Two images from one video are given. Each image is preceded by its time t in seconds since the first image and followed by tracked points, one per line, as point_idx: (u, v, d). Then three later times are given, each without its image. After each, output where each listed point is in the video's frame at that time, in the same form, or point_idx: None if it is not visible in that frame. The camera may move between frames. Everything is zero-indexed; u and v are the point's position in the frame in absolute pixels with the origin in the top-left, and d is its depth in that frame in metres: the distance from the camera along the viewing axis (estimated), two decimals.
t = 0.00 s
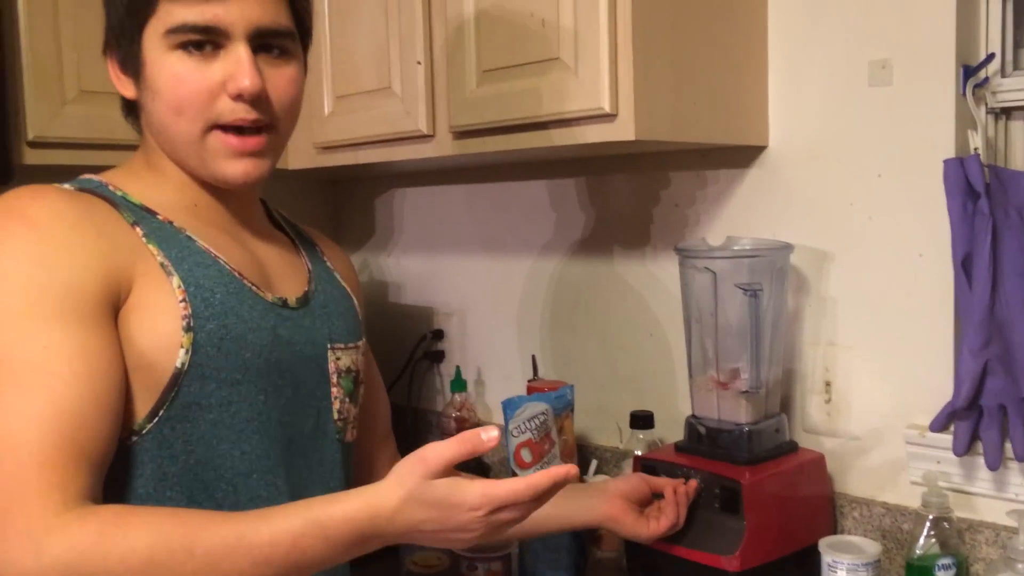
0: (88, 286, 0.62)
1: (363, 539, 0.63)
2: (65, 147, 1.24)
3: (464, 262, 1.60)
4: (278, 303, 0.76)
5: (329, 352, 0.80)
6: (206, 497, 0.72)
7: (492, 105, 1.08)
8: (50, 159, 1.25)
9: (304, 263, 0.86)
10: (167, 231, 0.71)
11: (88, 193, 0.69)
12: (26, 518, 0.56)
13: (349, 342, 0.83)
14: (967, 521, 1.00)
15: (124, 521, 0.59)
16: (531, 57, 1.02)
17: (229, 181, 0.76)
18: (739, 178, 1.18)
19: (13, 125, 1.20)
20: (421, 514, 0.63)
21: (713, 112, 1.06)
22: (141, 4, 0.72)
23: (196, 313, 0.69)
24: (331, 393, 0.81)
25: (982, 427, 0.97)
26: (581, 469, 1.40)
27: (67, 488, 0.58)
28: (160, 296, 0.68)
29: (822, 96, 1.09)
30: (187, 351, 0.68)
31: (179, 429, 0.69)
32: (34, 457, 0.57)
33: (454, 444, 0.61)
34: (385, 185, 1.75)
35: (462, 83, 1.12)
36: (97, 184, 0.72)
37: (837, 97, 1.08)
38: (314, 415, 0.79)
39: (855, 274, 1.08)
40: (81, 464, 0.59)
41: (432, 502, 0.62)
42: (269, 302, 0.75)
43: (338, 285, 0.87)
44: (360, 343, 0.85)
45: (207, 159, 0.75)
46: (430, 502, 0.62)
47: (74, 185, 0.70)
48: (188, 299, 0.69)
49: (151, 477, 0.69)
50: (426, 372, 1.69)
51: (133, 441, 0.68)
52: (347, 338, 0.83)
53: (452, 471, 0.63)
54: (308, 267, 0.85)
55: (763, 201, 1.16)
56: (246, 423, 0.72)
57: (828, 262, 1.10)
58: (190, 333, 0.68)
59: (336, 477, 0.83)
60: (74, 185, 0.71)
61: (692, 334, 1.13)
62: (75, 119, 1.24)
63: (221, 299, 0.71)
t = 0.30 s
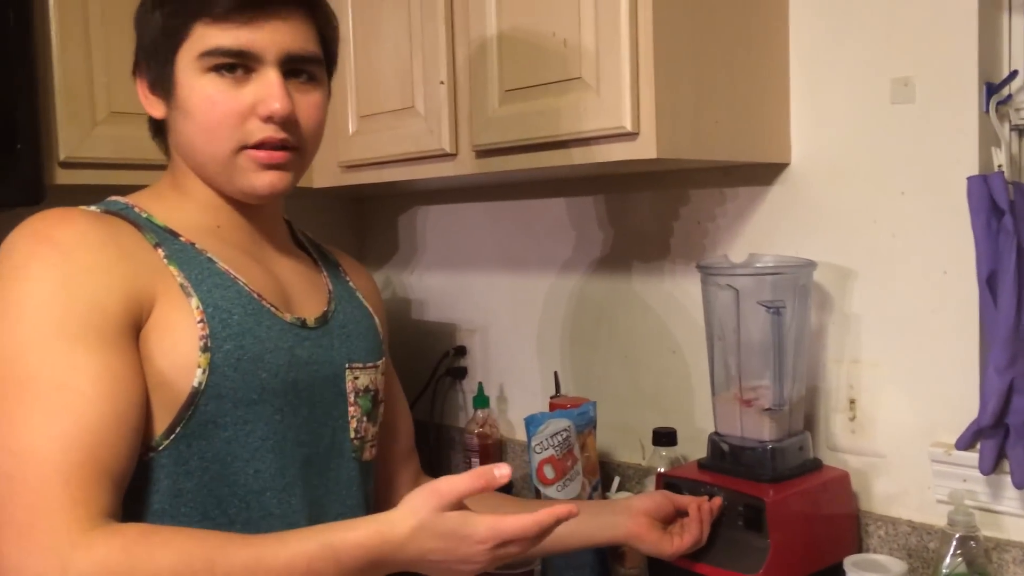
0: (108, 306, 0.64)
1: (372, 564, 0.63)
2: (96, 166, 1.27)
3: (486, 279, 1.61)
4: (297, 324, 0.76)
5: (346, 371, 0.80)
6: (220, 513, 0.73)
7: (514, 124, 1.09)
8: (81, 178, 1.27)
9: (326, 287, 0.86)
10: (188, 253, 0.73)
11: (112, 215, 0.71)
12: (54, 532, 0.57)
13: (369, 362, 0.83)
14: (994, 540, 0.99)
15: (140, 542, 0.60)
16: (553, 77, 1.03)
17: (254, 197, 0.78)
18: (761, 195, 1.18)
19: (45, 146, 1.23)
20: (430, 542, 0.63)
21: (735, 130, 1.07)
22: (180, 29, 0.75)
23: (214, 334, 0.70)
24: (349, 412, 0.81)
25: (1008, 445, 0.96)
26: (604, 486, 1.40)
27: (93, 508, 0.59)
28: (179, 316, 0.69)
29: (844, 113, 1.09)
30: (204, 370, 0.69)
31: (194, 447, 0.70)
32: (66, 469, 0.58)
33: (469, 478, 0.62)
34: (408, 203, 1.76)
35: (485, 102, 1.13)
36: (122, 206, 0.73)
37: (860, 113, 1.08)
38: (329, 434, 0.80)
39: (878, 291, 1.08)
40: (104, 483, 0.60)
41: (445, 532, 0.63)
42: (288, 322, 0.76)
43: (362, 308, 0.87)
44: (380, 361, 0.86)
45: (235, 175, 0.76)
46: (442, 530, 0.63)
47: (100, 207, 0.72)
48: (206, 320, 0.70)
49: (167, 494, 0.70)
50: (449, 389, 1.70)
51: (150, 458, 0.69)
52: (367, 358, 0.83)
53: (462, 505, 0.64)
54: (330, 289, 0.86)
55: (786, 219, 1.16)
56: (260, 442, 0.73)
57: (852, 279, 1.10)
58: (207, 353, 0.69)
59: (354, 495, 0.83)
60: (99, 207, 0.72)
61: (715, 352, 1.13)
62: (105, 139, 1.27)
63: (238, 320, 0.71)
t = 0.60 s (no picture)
0: (140, 302, 0.62)
1: (437, 537, 0.67)
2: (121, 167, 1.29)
3: (506, 279, 1.61)
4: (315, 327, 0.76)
5: (356, 370, 0.81)
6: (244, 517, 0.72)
7: (534, 126, 1.09)
8: (107, 179, 1.29)
9: (333, 281, 0.85)
10: (210, 260, 0.71)
11: (132, 222, 0.68)
12: (128, 534, 0.57)
13: (378, 358, 0.84)
14: (1015, 544, 0.99)
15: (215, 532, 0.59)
16: (575, 79, 1.04)
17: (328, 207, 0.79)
18: (781, 197, 1.18)
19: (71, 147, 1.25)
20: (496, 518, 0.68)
21: (755, 133, 1.07)
22: (315, 44, 0.72)
23: (242, 344, 0.68)
24: (359, 410, 0.82)
25: None
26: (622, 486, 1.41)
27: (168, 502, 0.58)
28: (208, 327, 0.68)
29: (865, 115, 1.09)
30: (233, 380, 0.68)
31: (221, 457, 0.69)
32: (125, 470, 0.57)
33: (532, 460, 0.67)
34: (429, 204, 1.77)
35: (506, 103, 1.13)
36: (136, 210, 0.70)
37: (882, 114, 1.08)
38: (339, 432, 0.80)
39: (899, 294, 1.08)
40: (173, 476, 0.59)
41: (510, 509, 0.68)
42: (309, 326, 0.75)
43: (369, 304, 0.86)
44: (388, 356, 0.86)
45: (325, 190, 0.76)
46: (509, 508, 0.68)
47: (116, 213, 0.69)
48: (234, 330, 0.68)
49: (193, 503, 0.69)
50: (468, 389, 1.71)
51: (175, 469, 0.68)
52: (376, 353, 0.84)
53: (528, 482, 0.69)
54: (337, 284, 0.85)
55: (806, 220, 1.16)
56: (284, 447, 0.73)
57: (872, 281, 1.10)
58: (236, 363, 0.68)
59: (370, 493, 0.84)
60: (113, 212, 0.69)
61: (734, 352, 1.13)
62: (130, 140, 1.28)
63: (264, 329, 0.70)
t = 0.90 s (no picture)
0: (174, 289, 0.61)
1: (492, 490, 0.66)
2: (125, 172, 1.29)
3: (509, 286, 1.62)
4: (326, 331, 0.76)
5: (356, 374, 0.81)
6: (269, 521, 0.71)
7: (539, 132, 1.10)
8: (113, 182, 1.30)
9: (328, 284, 0.85)
10: (229, 263, 0.71)
11: (154, 226, 0.67)
12: (236, 512, 0.55)
13: (375, 361, 0.84)
14: (1015, 553, 0.99)
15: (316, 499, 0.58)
16: (579, 87, 1.04)
17: (328, 212, 0.79)
18: (783, 205, 1.18)
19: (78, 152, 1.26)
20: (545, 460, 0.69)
21: (758, 142, 1.07)
22: (325, 52, 0.72)
23: (270, 345, 0.68)
24: (360, 413, 0.82)
25: None
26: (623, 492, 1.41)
27: (255, 470, 0.56)
28: (236, 329, 0.67)
29: (869, 124, 1.10)
30: (262, 381, 0.67)
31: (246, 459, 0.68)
32: (201, 445, 0.55)
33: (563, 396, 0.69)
34: (433, 210, 1.78)
35: (511, 110, 1.14)
36: (150, 215, 0.69)
37: (884, 124, 1.08)
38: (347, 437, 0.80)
39: (901, 303, 1.08)
40: (252, 446, 0.57)
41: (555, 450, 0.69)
42: (321, 330, 0.75)
43: (361, 306, 0.87)
44: (381, 358, 0.87)
45: (326, 196, 0.77)
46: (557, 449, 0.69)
47: (134, 217, 0.68)
48: (262, 332, 0.68)
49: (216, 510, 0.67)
50: (470, 394, 1.71)
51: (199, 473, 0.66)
52: (373, 357, 0.84)
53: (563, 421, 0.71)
54: (332, 288, 0.85)
55: (807, 229, 1.16)
56: (306, 450, 0.72)
57: (873, 289, 1.10)
58: (265, 364, 0.67)
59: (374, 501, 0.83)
60: (127, 215, 0.69)
61: (736, 360, 1.14)
62: (136, 144, 1.29)
63: (290, 330, 0.70)
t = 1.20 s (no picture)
0: (167, 293, 0.61)
1: (479, 511, 0.67)
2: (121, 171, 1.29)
3: (505, 288, 1.62)
4: (322, 334, 0.76)
5: (354, 376, 0.81)
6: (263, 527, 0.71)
7: (535, 135, 1.10)
8: (108, 182, 1.30)
9: (326, 287, 0.85)
10: (225, 267, 0.70)
11: (150, 228, 0.67)
12: (216, 526, 0.55)
13: (372, 363, 0.84)
14: (1008, 557, 0.99)
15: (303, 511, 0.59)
16: (576, 90, 1.05)
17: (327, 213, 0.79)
18: (779, 209, 1.19)
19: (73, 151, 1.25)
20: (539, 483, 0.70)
21: (754, 146, 1.07)
22: (327, 53, 0.72)
23: (265, 351, 0.68)
24: (358, 415, 0.82)
25: None
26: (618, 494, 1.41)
27: (238, 483, 0.56)
28: (231, 333, 0.67)
29: (866, 128, 1.10)
30: (256, 387, 0.67)
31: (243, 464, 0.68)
32: (182, 455, 0.55)
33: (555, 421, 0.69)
34: (430, 211, 1.78)
35: (508, 112, 1.14)
36: (147, 217, 0.69)
37: (881, 129, 1.08)
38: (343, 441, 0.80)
39: (897, 306, 1.08)
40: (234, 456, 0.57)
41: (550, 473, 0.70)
42: (318, 334, 0.75)
43: (359, 308, 0.87)
44: (379, 359, 0.86)
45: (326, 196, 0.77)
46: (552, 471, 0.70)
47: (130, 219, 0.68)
48: (257, 338, 0.68)
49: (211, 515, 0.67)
50: (465, 396, 1.71)
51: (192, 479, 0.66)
52: (370, 359, 0.84)
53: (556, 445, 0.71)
54: (329, 289, 0.85)
55: (803, 232, 1.16)
56: (301, 454, 0.72)
57: (869, 293, 1.11)
58: (259, 370, 0.67)
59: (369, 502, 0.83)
60: (123, 217, 0.68)
61: (731, 363, 1.14)
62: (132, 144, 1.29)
63: (285, 335, 0.70)
